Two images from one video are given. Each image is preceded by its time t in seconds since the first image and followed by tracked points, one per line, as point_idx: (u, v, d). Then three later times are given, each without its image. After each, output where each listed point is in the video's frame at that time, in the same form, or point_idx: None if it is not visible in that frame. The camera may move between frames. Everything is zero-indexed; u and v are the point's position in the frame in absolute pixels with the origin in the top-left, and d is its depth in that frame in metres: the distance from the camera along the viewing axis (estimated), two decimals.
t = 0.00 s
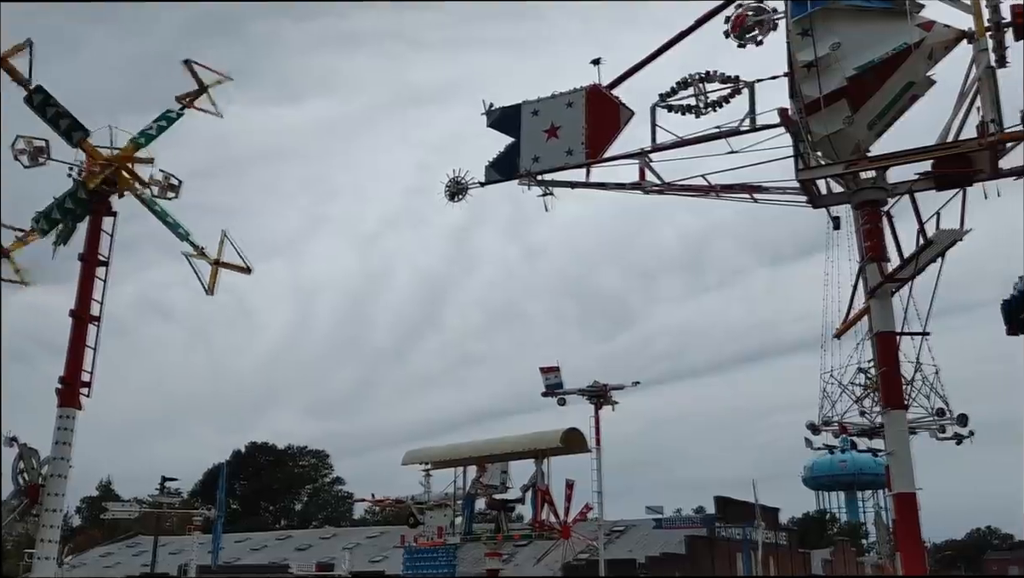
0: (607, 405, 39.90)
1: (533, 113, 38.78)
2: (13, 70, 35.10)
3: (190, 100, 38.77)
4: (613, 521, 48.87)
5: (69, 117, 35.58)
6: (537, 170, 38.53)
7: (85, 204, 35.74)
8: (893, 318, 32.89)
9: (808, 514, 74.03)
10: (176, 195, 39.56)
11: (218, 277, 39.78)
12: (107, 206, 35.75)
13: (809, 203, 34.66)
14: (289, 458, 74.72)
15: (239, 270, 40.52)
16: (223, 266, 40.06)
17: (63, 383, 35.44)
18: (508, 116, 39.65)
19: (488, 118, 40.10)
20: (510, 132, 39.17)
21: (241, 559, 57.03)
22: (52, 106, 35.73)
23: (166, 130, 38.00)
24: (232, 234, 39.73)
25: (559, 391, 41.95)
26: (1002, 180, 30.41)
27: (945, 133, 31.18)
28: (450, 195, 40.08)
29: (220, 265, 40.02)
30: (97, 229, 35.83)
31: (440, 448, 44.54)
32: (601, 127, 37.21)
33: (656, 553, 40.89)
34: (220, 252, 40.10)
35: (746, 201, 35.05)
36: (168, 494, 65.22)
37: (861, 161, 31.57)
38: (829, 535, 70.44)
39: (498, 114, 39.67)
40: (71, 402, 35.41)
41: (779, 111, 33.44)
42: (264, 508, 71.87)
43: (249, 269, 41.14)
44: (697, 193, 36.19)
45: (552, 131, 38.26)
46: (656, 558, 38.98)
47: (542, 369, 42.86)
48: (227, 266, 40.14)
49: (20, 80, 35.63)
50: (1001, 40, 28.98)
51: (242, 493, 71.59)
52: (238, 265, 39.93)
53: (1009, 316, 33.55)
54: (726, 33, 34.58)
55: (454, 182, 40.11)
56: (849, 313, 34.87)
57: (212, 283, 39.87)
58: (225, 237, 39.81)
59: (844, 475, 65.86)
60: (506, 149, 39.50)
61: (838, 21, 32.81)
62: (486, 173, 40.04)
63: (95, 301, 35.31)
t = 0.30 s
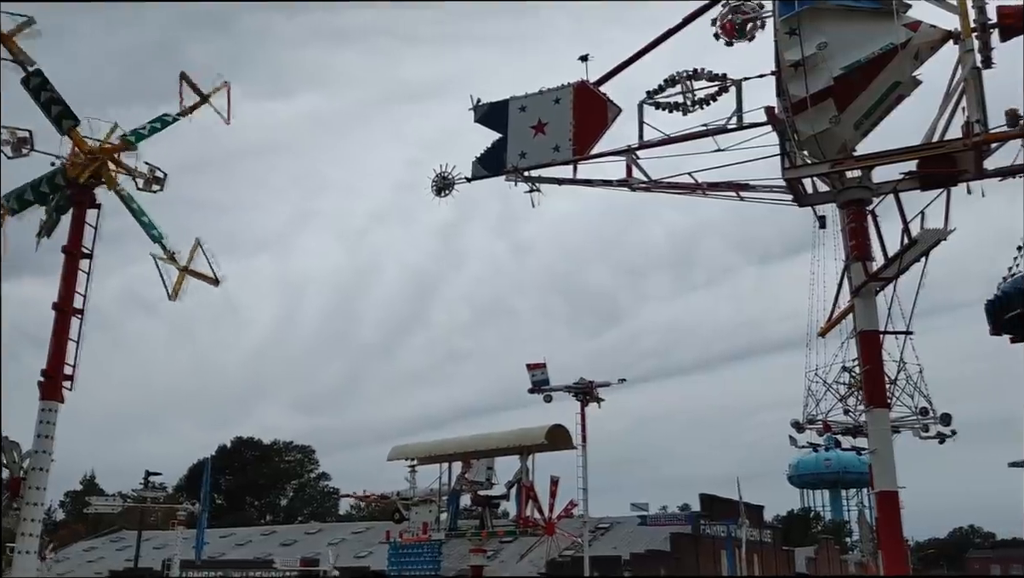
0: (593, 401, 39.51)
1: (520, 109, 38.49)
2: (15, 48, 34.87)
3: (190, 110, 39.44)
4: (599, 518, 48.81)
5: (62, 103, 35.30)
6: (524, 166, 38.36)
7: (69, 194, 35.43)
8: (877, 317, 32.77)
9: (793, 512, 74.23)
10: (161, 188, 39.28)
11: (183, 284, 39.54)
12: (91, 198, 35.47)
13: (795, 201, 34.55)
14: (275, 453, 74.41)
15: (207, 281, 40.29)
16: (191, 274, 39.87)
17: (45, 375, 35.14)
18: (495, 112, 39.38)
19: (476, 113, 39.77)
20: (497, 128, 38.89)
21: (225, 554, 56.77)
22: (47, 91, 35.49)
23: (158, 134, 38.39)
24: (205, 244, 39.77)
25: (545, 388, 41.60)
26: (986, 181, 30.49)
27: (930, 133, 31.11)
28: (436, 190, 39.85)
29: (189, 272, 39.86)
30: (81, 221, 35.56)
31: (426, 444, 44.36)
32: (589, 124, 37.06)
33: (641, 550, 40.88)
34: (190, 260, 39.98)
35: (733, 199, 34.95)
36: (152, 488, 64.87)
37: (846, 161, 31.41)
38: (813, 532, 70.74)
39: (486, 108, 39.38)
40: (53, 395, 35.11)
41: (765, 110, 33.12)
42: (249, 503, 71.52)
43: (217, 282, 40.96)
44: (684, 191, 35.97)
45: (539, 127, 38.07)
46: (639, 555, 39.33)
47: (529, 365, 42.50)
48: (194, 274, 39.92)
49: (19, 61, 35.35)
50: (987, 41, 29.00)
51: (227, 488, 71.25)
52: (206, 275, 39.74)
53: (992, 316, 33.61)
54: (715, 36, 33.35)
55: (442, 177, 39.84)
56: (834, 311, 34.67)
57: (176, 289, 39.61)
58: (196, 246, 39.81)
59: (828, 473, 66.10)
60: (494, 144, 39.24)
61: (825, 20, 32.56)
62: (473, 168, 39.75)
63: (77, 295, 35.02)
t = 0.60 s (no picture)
0: (577, 398, 39.07)
1: (505, 104, 37.28)
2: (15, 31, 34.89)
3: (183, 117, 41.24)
4: (581, 514, 48.84)
5: (51, 91, 35.05)
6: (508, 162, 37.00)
7: (50, 185, 35.09)
8: (857, 316, 32.73)
9: (774, 509, 74.60)
10: (142, 180, 38.97)
11: (144, 285, 40.61)
12: (72, 189, 35.15)
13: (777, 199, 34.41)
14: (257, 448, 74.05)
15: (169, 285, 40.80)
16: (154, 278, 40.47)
17: (24, 367, 34.74)
18: (480, 107, 38.18)
19: (460, 108, 38.50)
20: (481, 123, 37.64)
21: (207, 549, 56.48)
22: (40, 78, 35.22)
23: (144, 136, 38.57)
24: (172, 251, 39.94)
25: (529, 384, 41.25)
26: (967, 180, 30.59)
27: (912, 132, 31.11)
28: (421, 184, 37.80)
29: (152, 273, 40.49)
30: (61, 213, 35.17)
31: (409, 439, 43.98)
32: (574, 119, 35.87)
33: (623, 546, 40.88)
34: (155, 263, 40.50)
35: (717, 196, 34.18)
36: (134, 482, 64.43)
37: (829, 159, 30.96)
38: (794, 529, 71.12)
39: (470, 103, 38.10)
40: (32, 387, 34.73)
41: (749, 108, 32.59)
42: (231, 497, 71.15)
43: (180, 285, 41.34)
44: (668, 188, 35.07)
45: (524, 122, 36.82)
46: (622, 550, 39.31)
47: (512, 362, 42.09)
48: (156, 277, 40.53)
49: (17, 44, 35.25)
50: (969, 42, 29.07)
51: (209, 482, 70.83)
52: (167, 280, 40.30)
53: (974, 316, 33.80)
54: (702, 34, 32.94)
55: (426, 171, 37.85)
56: (815, 310, 34.67)
57: (137, 289, 40.82)
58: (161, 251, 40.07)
59: (810, 470, 66.36)
60: (477, 139, 37.95)
61: (810, 18, 32.11)
62: (456, 164, 38.33)
63: (55, 287, 34.64)
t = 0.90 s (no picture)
0: (522, 395, 38.85)
1: (452, 99, 36.78)
2: None
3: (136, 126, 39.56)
4: (525, 511, 48.72)
5: None
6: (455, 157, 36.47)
7: None
8: (797, 314, 33.12)
9: (715, 505, 75.48)
10: (78, 170, 37.78)
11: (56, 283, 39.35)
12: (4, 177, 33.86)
13: (721, 199, 34.68)
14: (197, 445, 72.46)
15: (82, 287, 39.83)
16: (68, 277, 39.26)
17: None
18: (427, 102, 37.64)
19: (407, 102, 37.94)
20: (428, 117, 37.09)
21: (143, 548, 55.06)
22: None
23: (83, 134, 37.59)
24: (88, 255, 37.81)
25: (474, 381, 40.89)
26: (903, 183, 31.19)
27: (852, 135, 31.60)
28: (365, 178, 36.93)
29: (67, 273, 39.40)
30: None
31: (352, 436, 43.36)
32: (521, 116, 35.53)
33: (567, 542, 40.83)
34: (73, 263, 39.29)
35: (661, 196, 33.56)
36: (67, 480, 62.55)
37: (772, 160, 31.28)
38: (734, 524, 72.09)
39: (418, 97, 37.56)
40: None
41: (694, 108, 32.70)
42: (169, 495, 69.54)
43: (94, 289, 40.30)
44: (613, 186, 34.56)
45: (471, 117, 36.35)
46: (565, 546, 39.23)
47: (457, 358, 41.70)
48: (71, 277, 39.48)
49: None
50: (908, 47, 29.60)
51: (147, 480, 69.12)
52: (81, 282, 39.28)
53: (909, 316, 34.57)
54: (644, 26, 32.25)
55: (370, 165, 37.04)
56: (757, 308, 34.96)
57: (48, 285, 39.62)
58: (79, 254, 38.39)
59: (750, 467, 67.30)
60: (424, 134, 37.39)
61: (755, 20, 32.28)
62: (403, 158, 37.77)
63: None
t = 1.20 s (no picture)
0: (468, 392, 38.79)
1: (401, 95, 36.59)
2: None
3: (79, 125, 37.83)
4: (471, 509, 48.73)
5: None
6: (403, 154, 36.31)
7: None
8: (740, 314, 33.65)
9: (659, 502, 76.39)
10: (15, 160, 36.69)
11: None
12: None
13: (667, 199, 35.06)
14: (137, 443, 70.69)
15: None
16: None
17: None
18: (375, 97, 37.37)
19: (356, 97, 37.63)
20: (376, 113, 36.85)
21: (80, 548, 53.76)
22: None
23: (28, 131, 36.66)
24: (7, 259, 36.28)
25: (420, 378, 40.69)
26: (843, 187, 31.95)
27: (794, 138, 32.23)
28: (312, 173, 36.54)
29: None
30: None
31: (296, 434, 42.90)
32: (470, 113, 35.45)
33: (513, 539, 40.91)
34: None
35: (608, 195, 33.74)
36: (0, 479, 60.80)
37: (717, 162, 31.74)
38: (677, 521, 73.07)
39: (366, 93, 37.26)
40: None
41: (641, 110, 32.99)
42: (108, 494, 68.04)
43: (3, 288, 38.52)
44: (561, 185, 34.75)
45: (419, 113, 36.20)
46: (510, 544, 39.32)
47: (404, 356, 41.50)
48: None
49: None
50: (849, 54, 30.30)
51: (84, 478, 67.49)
52: None
53: (847, 317, 35.43)
54: (597, 33, 32.40)
55: (317, 159, 36.65)
56: (701, 308, 35.41)
57: None
58: None
59: (694, 464, 68.27)
60: (372, 129, 37.11)
61: (702, 24, 32.70)
62: (350, 154, 37.45)
63: None
